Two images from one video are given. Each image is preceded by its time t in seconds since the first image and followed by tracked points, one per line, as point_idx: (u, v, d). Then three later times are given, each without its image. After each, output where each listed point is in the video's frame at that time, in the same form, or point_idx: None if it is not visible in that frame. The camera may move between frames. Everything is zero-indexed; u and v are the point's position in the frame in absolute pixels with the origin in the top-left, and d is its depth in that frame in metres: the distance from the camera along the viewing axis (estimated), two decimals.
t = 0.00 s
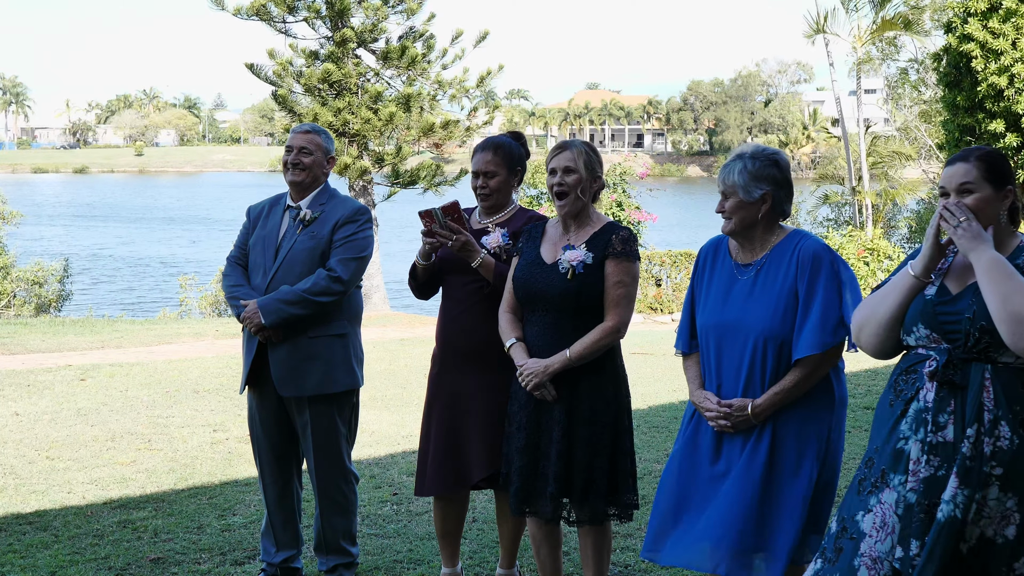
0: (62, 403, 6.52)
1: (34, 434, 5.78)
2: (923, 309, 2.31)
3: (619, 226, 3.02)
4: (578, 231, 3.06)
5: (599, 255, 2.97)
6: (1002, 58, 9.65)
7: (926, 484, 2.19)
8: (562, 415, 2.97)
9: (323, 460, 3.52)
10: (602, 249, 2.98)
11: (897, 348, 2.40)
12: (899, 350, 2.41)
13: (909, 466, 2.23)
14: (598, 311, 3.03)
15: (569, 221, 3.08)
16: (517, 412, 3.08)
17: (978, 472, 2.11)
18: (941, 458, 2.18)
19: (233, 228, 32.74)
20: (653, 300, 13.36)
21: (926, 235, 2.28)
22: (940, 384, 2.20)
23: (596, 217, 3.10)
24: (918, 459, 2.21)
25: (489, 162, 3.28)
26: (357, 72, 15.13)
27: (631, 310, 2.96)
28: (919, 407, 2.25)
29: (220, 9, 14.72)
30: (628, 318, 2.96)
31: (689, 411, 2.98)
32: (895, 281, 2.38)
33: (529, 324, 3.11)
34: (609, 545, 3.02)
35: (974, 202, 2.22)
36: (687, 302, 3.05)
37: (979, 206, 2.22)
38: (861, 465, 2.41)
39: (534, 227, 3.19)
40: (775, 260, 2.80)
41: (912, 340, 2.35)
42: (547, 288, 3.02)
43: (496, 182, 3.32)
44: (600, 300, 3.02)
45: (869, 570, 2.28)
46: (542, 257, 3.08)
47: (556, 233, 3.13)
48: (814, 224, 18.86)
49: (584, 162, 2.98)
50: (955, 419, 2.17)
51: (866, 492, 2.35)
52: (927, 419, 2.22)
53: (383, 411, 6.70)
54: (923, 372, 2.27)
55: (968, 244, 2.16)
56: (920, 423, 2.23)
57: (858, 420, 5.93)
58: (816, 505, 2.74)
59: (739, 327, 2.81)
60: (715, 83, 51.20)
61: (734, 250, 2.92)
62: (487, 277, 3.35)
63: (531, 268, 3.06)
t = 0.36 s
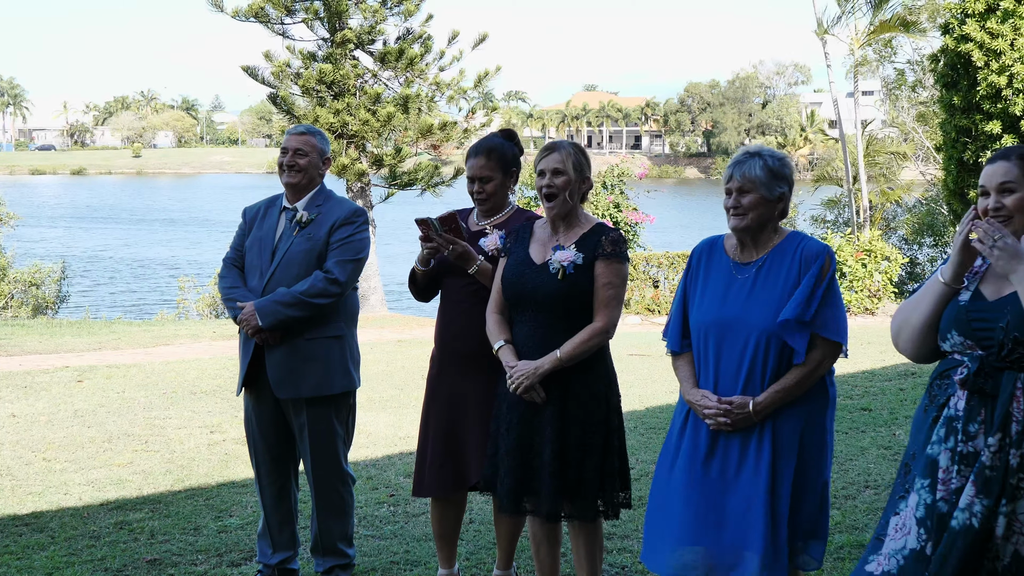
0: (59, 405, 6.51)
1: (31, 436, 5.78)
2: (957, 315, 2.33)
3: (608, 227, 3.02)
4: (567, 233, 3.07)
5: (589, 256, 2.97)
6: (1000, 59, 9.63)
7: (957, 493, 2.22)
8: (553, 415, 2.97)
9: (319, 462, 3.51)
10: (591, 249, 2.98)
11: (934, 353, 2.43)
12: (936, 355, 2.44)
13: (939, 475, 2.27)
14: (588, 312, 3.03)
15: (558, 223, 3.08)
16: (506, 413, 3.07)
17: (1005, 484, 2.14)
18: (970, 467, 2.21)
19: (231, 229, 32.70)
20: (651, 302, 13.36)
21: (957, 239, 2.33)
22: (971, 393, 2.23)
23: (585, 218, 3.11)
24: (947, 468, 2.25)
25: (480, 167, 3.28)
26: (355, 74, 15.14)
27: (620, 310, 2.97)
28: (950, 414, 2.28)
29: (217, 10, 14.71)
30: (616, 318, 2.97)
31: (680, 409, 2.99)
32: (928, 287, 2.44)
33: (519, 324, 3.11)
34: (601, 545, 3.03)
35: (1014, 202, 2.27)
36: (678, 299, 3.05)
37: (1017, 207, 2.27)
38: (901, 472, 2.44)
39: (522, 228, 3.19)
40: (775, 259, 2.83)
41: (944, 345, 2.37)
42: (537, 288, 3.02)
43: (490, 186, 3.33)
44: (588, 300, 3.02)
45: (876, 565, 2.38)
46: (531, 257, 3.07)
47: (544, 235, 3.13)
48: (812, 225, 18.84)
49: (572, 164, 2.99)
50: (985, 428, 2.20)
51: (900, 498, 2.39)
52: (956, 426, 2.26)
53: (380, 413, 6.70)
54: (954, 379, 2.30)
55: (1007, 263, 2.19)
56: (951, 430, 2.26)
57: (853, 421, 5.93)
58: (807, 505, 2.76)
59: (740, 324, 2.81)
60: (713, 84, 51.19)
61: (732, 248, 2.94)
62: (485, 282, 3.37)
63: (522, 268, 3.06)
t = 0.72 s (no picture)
0: (56, 404, 6.50)
1: (29, 435, 5.78)
2: (960, 309, 2.31)
3: (606, 226, 3.02)
4: (565, 232, 3.07)
5: (586, 255, 2.97)
6: (999, 58, 9.64)
7: (967, 491, 2.19)
8: (553, 417, 2.97)
9: (319, 461, 3.51)
10: (590, 248, 2.98)
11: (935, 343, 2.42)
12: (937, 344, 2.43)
13: (947, 474, 2.23)
14: (588, 310, 3.03)
15: (556, 221, 3.08)
16: (505, 412, 3.07)
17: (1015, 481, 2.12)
18: (978, 464, 2.19)
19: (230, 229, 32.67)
20: (649, 302, 13.35)
21: (967, 232, 2.28)
22: (974, 389, 2.21)
23: (583, 217, 3.11)
24: (956, 466, 2.22)
25: (478, 165, 3.28)
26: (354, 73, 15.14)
27: (619, 308, 2.96)
28: (952, 411, 2.26)
29: (216, 10, 14.71)
30: (615, 316, 2.96)
31: (677, 406, 3.00)
32: (932, 278, 2.40)
33: (516, 324, 3.11)
34: (601, 544, 3.03)
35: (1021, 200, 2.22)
36: (673, 298, 3.05)
37: None
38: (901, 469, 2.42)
39: (520, 228, 3.19)
40: (771, 257, 2.83)
41: (946, 338, 2.36)
42: (534, 288, 3.02)
43: (487, 185, 3.32)
44: (587, 299, 3.02)
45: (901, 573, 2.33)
46: (529, 257, 3.07)
47: (542, 234, 3.13)
48: (812, 225, 18.82)
49: (569, 163, 2.99)
50: (990, 424, 2.18)
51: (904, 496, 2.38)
52: (960, 422, 2.23)
53: (378, 412, 6.69)
54: (954, 374, 2.28)
55: (1014, 242, 2.17)
56: (955, 427, 2.24)
57: (852, 420, 5.93)
58: (805, 504, 2.76)
59: (735, 324, 2.82)
60: (711, 84, 51.23)
61: (727, 246, 2.94)
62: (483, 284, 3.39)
63: (519, 267, 3.06)
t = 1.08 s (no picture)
0: (49, 406, 6.49)
1: (22, 437, 5.77)
2: (930, 312, 2.34)
3: (606, 227, 3.03)
4: (565, 233, 3.07)
5: (587, 256, 2.97)
6: (994, 61, 9.67)
7: (936, 491, 2.21)
8: (552, 417, 2.97)
9: (313, 462, 3.51)
10: (590, 249, 2.98)
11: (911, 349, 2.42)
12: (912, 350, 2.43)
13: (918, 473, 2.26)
14: (587, 311, 3.04)
15: (556, 222, 3.08)
16: (504, 412, 3.07)
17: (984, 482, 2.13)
18: (947, 464, 2.21)
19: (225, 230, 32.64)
20: (644, 303, 13.34)
21: (935, 241, 2.30)
22: (944, 390, 2.24)
23: (582, 218, 3.11)
24: (926, 466, 2.24)
25: (472, 163, 3.28)
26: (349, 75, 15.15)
27: (618, 309, 2.97)
28: (924, 411, 2.29)
29: (210, 12, 14.70)
30: (615, 317, 2.97)
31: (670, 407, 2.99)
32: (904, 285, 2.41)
33: (516, 324, 3.11)
34: (596, 546, 3.03)
35: (989, 200, 2.23)
36: (665, 299, 3.04)
37: (993, 205, 2.23)
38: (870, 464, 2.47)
39: (520, 229, 3.20)
40: (762, 258, 2.83)
41: (918, 342, 2.38)
42: (535, 288, 3.01)
43: (480, 185, 3.32)
44: (586, 300, 3.01)
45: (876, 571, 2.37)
46: (529, 257, 3.07)
47: (542, 235, 3.13)
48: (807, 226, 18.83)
49: (567, 164, 2.99)
50: (959, 424, 2.21)
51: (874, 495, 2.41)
52: (931, 422, 2.27)
53: (372, 414, 6.69)
54: (926, 375, 2.32)
55: (981, 254, 2.19)
56: (927, 428, 2.27)
57: (845, 421, 5.93)
58: (798, 504, 2.75)
59: (725, 325, 2.81)
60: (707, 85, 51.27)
61: (719, 248, 2.94)
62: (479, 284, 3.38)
63: (520, 268, 3.05)
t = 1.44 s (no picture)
0: (38, 407, 6.48)
1: (11, 438, 5.75)
2: (886, 311, 2.41)
3: (602, 227, 3.03)
4: (561, 233, 3.07)
5: (585, 256, 2.98)
6: (982, 61, 10.16)
7: (876, 483, 2.30)
8: (549, 417, 2.98)
9: (303, 462, 3.51)
10: (587, 250, 2.99)
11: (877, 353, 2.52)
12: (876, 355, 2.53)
13: (860, 465, 2.34)
14: (584, 311, 3.05)
15: (552, 223, 3.09)
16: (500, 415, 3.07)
17: (923, 477, 2.18)
18: (890, 458, 2.29)
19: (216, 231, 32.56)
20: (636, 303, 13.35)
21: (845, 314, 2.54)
22: (891, 386, 2.33)
23: (578, 218, 3.11)
24: (868, 458, 2.32)
25: (459, 162, 3.29)
26: (340, 75, 15.14)
27: (615, 310, 2.98)
28: (871, 406, 2.37)
29: (202, 12, 14.68)
30: (612, 317, 2.99)
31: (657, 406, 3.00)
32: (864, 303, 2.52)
33: (513, 324, 3.11)
34: (587, 547, 3.02)
35: (927, 203, 2.29)
36: (655, 299, 3.05)
37: (932, 207, 2.29)
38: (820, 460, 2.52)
39: (516, 230, 3.20)
40: (748, 258, 2.83)
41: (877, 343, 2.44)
42: (534, 287, 3.02)
43: (465, 185, 3.33)
44: (582, 300, 3.02)
45: (799, 553, 2.44)
46: (528, 257, 3.07)
47: (538, 236, 3.13)
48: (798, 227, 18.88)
49: (563, 164, 2.99)
50: (903, 419, 2.29)
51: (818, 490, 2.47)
52: (877, 417, 2.35)
53: (362, 414, 6.69)
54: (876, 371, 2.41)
55: (925, 361, 2.15)
56: (872, 421, 2.35)
57: (832, 421, 5.96)
58: (784, 503, 2.76)
59: (712, 325, 2.82)
60: (699, 86, 51.36)
61: (707, 248, 2.94)
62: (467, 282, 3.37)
63: (517, 268, 3.06)
